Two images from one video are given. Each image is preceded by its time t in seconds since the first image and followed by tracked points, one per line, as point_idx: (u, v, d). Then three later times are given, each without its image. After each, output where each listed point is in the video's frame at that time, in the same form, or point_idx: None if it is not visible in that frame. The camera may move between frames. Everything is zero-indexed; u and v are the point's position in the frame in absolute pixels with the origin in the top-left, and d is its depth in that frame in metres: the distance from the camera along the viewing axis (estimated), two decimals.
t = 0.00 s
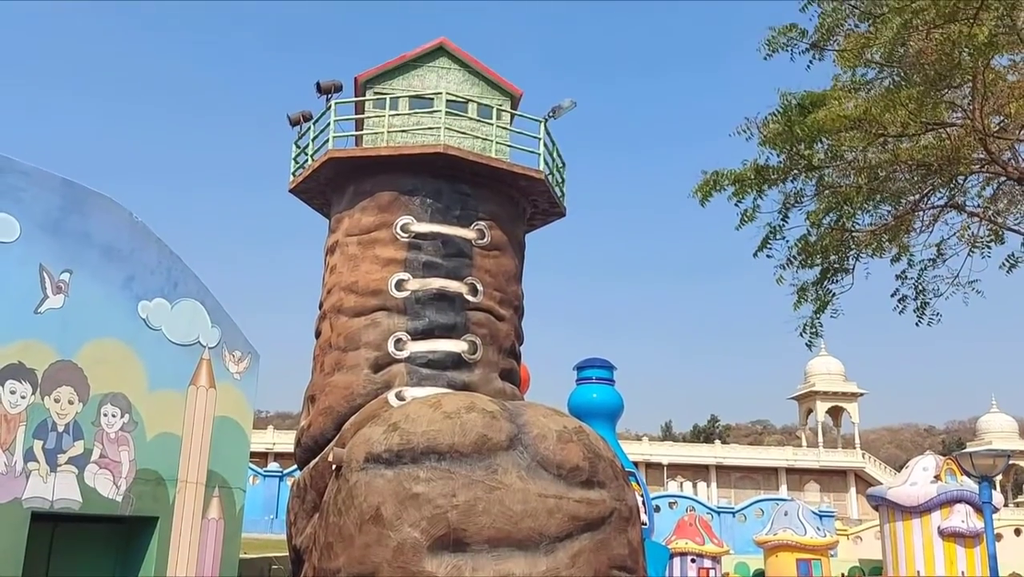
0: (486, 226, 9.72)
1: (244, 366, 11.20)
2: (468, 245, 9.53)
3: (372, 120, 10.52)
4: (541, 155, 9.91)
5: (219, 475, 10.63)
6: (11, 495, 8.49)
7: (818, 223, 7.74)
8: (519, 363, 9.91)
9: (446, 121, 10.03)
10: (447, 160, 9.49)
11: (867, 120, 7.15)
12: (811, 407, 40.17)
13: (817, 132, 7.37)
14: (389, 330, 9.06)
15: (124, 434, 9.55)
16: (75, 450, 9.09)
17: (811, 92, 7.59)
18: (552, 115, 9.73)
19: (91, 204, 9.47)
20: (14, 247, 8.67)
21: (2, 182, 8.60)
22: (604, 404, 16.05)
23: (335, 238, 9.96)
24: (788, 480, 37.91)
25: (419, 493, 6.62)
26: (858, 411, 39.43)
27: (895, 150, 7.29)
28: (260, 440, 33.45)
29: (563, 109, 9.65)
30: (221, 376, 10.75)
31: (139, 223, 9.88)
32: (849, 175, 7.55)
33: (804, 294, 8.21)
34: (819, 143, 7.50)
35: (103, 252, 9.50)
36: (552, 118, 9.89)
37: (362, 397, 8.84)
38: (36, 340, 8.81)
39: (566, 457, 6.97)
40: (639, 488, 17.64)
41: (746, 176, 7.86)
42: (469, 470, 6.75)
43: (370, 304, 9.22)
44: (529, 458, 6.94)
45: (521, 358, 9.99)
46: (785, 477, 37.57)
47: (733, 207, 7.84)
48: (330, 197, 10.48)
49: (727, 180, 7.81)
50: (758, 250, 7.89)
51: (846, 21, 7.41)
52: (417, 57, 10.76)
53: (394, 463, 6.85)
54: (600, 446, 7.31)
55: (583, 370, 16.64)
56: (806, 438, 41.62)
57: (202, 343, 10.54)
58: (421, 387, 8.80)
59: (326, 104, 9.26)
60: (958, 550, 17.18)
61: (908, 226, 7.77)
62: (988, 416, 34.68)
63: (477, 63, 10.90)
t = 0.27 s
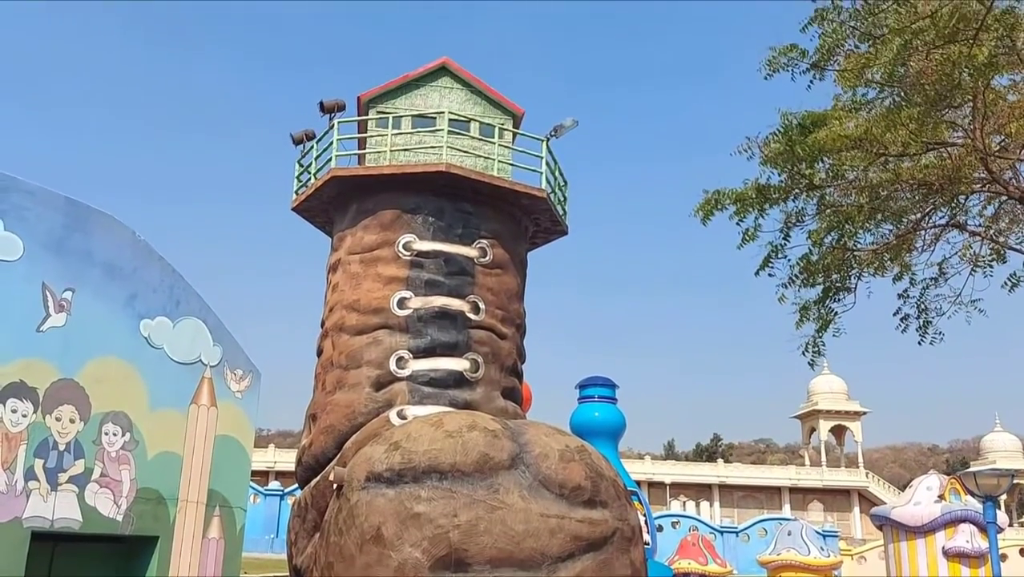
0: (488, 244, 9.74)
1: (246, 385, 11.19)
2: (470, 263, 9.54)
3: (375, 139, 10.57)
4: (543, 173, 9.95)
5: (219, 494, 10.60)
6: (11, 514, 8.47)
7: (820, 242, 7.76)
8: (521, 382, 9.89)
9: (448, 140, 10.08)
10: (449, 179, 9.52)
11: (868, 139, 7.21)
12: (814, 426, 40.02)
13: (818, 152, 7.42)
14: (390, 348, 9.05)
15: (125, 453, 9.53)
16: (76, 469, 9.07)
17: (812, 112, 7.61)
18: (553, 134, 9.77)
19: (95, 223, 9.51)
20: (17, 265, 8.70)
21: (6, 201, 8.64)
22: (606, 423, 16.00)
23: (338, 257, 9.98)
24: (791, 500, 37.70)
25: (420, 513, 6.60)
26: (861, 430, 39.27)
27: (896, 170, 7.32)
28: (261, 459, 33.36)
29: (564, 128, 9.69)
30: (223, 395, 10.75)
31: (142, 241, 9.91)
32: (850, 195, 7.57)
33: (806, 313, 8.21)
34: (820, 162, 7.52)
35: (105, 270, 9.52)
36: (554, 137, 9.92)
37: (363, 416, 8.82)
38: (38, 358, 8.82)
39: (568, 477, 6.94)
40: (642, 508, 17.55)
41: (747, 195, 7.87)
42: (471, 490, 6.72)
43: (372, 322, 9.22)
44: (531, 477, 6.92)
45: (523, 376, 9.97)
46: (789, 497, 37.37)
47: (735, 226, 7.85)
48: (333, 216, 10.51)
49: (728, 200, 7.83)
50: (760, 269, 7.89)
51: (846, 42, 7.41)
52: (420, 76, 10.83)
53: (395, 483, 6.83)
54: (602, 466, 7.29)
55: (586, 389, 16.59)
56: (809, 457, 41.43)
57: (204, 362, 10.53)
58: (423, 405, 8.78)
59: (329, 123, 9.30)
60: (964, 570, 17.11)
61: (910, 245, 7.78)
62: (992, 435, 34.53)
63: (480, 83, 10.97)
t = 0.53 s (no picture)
0: (489, 257, 9.75)
1: (246, 397, 11.17)
2: (472, 275, 9.54)
3: (377, 152, 10.60)
4: (544, 186, 9.97)
5: (219, 506, 10.58)
6: (11, 526, 8.43)
7: (821, 256, 7.76)
8: (522, 394, 9.88)
9: (450, 153, 10.11)
10: (451, 191, 9.54)
11: (868, 154, 7.20)
12: (816, 440, 39.92)
13: (819, 166, 7.40)
14: (391, 360, 9.05)
15: (125, 465, 9.51)
16: (75, 481, 9.05)
17: (813, 126, 7.62)
18: (555, 147, 9.80)
19: (96, 235, 9.53)
20: (19, 277, 8.71)
21: (9, 212, 8.66)
22: (607, 436, 15.96)
23: (339, 269, 9.99)
24: (793, 514, 37.55)
25: (421, 526, 6.58)
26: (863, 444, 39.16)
27: (897, 184, 7.32)
28: (261, 472, 33.28)
29: (566, 141, 9.72)
30: (223, 407, 10.74)
31: (143, 253, 9.93)
32: (850, 209, 7.59)
33: (807, 326, 8.21)
34: (821, 176, 7.51)
35: (106, 282, 9.53)
36: (556, 150, 9.95)
37: (364, 429, 8.80)
38: (39, 370, 8.81)
39: (568, 490, 6.92)
40: (643, 521, 17.47)
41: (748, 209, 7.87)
42: (471, 503, 6.70)
43: (373, 334, 9.22)
44: (532, 491, 6.90)
45: (524, 389, 9.96)
46: (790, 511, 37.22)
47: (736, 240, 7.86)
48: (335, 228, 10.53)
49: (729, 214, 7.84)
50: (761, 283, 7.89)
51: (847, 56, 7.42)
52: (422, 89, 10.86)
53: (395, 496, 6.81)
54: (602, 479, 7.26)
55: (587, 401, 16.56)
56: (810, 471, 41.29)
57: (204, 374, 10.53)
58: (423, 418, 8.77)
59: (332, 136, 9.33)
60: None
61: (910, 259, 7.78)
62: (994, 449, 34.41)
63: (482, 96, 11.01)
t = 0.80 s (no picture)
0: (490, 264, 9.75)
1: (246, 404, 11.17)
2: (472, 283, 9.54)
3: (378, 159, 10.62)
4: (545, 194, 9.97)
5: (218, 514, 10.56)
6: (9, 533, 8.42)
7: (821, 264, 7.76)
8: (523, 402, 9.87)
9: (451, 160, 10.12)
10: (452, 198, 9.55)
11: (869, 162, 7.21)
12: (816, 448, 39.85)
13: (819, 174, 7.42)
14: (391, 367, 9.04)
15: (124, 472, 9.49)
16: (74, 488, 9.04)
17: (814, 134, 7.62)
18: (556, 155, 9.80)
19: (97, 241, 9.53)
20: (19, 283, 8.71)
21: (10, 218, 8.66)
22: (607, 443, 15.94)
23: (340, 276, 9.99)
24: (793, 522, 37.46)
25: (420, 534, 6.56)
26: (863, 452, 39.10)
27: (897, 193, 7.33)
28: (260, 478, 33.23)
29: (567, 149, 9.73)
30: (223, 414, 10.73)
31: (144, 260, 9.93)
32: (851, 217, 7.58)
33: (808, 334, 8.21)
34: (822, 184, 7.53)
35: (107, 289, 9.53)
36: (557, 157, 9.96)
37: (364, 436, 8.79)
38: (39, 377, 8.81)
39: (569, 498, 6.90)
40: (643, 529, 17.42)
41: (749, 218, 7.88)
42: (471, 511, 6.69)
43: (373, 341, 9.22)
44: (532, 499, 6.89)
45: (524, 396, 9.94)
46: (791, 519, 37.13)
47: (736, 248, 7.86)
48: (335, 235, 10.54)
49: (729, 222, 7.84)
50: (761, 291, 7.89)
51: (847, 65, 7.43)
52: (424, 97, 10.88)
53: (395, 503, 6.80)
54: (603, 487, 7.25)
55: (587, 409, 16.54)
56: (811, 479, 41.20)
57: (204, 381, 10.52)
58: (423, 426, 8.75)
59: (333, 143, 9.34)
60: None
61: (911, 267, 7.78)
62: (995, 458, 34.34)
63: (483, 103, 11.02)
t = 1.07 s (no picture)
0: (491, 270, 9.75)
1: (246, 409, 11.15)
2: (473, 288, 9.54)
3: (379, 164, 10.63)
4: (546, 200, 9.98)
5: (218, 519, 10.54)
6: (8, 537, 8.42)
7: (822, 270, 7.75)
8: (523, 408, 9.85)
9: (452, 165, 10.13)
10: (453, 204, 9.56)
11: (870, 169, 7.20)
12: (817, 455, 39.79)
13: (820, 181, 7.38)
14: (392, 373, 9.04)
15: (124, 477, 9.48)
16: (74, 493, 9.02)
17: (814, 141, 7.62)
18: (556, 161, 9.81)
19: (98, 245, 9.54)
20: (20, 287, 8.72)
21: (11, 223, 8.67)
22: (607, 450, 15.91)
23: (341, 281, 10.00)
24: (794, 529, 37.38)
25: (420, 540, 6.56)
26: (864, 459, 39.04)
27: (898, 200, 7.34)
28: (260, 484, 33.20)
29: (568, 155, 9.75)
30: (223, 418, 10.72)
31: (145, 264, 9.94)
32: (852, 224, 7.57)
33: (809, 341, 8.19)
34: (822, 191, 7.51)
35: (107, 293, 9.54)
36: (558, 163, 9.97)
37: (364, 441, 8.77)
38: (39, 382, 8.80)
39: (569, 505, 6.89)
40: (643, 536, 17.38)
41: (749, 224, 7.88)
42: (471, 517, 6.68)
43: (373, 347, 9.22)
44: (532, 504, 6.88)
45: (524, 402, 9.93)
46: (791, 526, 37.04)
47: (737, 254, 7.86)
48: (336, 240, 10.55)
49: (730, 228, 7.84)
50: (762, 297, 7.88)
51: (848, 73, 7.44)
52: (425, 102, 10.90)
53: (395, 509, 6.80)
54: (603, 493, 7.24)
55: (587, 415, 16.52)
56: (811, 486, 41.12)
57: (204, 386, 10.50)
58: (423, 431, 8.74)
59: (334, 148, 9.36)
60: None
61: (912, 274, 7.80)
62: (996, 465, 34.27)
63: (484, 109, 11.04)
